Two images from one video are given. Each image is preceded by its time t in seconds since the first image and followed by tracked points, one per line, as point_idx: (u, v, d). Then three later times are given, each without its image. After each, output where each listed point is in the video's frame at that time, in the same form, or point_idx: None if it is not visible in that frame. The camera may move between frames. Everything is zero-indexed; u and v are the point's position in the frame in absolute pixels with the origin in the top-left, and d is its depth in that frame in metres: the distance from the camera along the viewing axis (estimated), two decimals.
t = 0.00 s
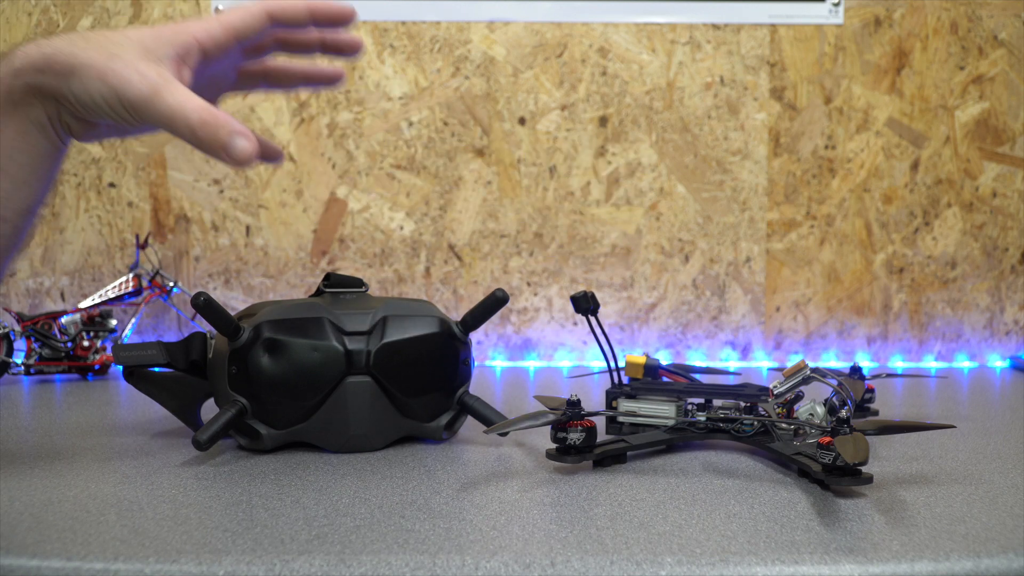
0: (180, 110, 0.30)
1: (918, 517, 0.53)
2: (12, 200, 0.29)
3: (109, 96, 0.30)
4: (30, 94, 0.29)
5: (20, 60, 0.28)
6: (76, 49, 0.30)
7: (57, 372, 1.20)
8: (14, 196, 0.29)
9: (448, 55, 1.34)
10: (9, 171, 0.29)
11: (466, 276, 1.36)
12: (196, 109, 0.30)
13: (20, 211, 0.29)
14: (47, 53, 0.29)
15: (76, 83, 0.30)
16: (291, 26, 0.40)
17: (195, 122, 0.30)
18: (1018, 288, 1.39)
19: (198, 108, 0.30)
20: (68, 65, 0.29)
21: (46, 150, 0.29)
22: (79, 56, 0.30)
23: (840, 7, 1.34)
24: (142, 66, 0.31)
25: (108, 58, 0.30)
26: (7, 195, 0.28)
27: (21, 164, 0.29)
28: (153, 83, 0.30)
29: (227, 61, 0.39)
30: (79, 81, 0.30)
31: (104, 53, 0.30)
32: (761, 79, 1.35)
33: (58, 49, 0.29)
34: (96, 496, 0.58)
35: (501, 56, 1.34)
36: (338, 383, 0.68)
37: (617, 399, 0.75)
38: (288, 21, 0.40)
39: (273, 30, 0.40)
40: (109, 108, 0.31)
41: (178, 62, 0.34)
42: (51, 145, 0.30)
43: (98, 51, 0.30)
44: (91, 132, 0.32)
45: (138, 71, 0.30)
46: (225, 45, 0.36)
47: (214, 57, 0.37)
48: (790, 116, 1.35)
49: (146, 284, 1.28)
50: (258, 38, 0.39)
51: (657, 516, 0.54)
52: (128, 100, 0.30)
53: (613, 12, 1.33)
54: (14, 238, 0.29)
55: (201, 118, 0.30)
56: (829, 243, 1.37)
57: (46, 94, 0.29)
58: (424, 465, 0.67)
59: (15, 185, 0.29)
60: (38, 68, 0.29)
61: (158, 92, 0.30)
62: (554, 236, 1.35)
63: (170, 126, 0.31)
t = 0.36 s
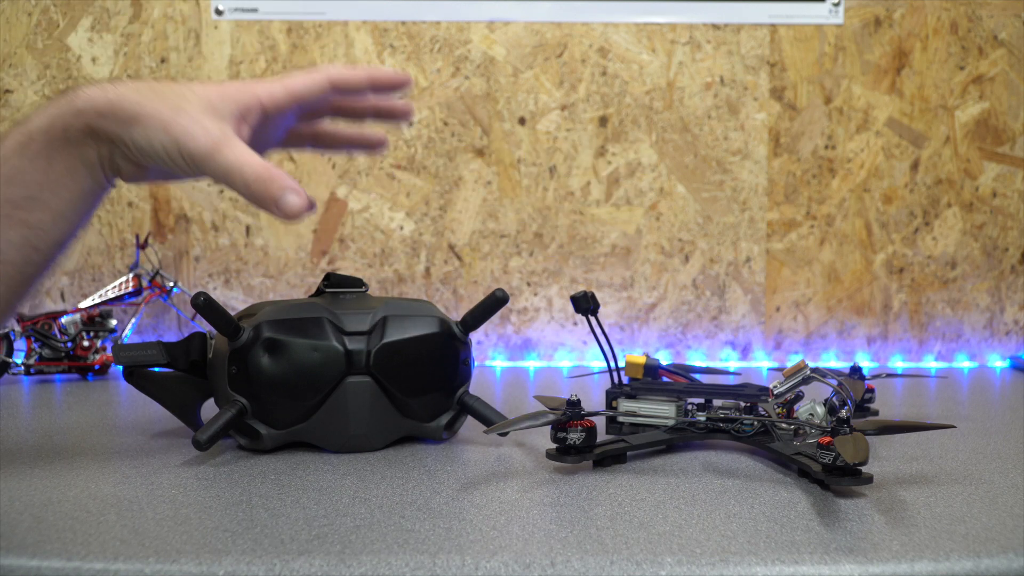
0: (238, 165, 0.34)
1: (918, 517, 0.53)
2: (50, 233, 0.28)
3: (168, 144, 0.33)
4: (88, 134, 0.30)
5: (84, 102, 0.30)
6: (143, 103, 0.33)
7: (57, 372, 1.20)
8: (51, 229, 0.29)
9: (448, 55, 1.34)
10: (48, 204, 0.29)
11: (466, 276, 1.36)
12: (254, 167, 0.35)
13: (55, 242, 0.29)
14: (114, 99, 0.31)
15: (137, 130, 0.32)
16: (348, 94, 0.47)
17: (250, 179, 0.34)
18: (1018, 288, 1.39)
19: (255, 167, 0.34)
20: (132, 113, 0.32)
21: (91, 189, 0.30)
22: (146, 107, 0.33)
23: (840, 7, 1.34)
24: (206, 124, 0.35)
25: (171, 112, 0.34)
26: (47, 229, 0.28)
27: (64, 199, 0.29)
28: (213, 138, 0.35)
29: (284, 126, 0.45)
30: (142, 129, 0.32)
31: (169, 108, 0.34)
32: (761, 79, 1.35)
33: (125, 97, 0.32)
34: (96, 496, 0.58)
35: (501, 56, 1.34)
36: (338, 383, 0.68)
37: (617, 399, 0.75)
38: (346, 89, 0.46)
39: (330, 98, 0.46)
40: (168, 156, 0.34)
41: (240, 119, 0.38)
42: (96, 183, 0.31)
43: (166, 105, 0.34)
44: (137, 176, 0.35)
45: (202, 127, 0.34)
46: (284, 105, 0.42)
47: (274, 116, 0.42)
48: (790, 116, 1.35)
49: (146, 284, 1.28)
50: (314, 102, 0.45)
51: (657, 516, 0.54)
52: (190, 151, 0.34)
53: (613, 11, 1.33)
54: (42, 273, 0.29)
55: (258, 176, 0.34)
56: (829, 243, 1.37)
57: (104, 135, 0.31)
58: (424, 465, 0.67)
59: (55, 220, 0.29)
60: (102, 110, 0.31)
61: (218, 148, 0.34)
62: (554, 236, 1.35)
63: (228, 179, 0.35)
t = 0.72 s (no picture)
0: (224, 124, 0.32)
1: (918, 517, 0.53)
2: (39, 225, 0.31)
3: (156, 117, 0.33)
4: (69, 121, 0.32)
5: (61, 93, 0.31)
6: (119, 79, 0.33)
7: (57, 372, 1.20)
8: (38, 220, 0.31)
9: (448, 55, 1.34)
10: (38, 196, 0.31)
11: (466, 276, 1.36)
12: (241, 118, 0.32)
13: (42, 232, 0.31)
14: (91, 82, 0.32)
15: (121, 108, 0.33)
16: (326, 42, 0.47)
17: (241, 129, 0.32)
18: (1018, 288, 1.39)
19: (241, 116, 0.32)
20: (113, 92, 0.32)
21: (80, 177, 0.32)
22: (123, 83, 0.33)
23: (840, 7, 1.34)
24: (187, 85, 0.33)
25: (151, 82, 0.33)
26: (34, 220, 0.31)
27: (53, 189, 0.31)
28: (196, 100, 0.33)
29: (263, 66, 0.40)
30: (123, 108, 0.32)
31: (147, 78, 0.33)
32: (761, 79, 1.35)
33: (101, 78, 0.32)
34: (96, 496, 0.58)
35: (501, 56, 1.34)
36: (338, 383, 0.68)
37: (617, 399, 0.75)
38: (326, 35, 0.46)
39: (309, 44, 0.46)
40: (160, 130, 0.33)
41: (221, 75, 0.36)
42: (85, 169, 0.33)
43: (139, 75, 0.33)
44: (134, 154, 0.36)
45: (185, 90, 0.33)
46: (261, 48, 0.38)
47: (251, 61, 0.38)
48: (790, 116, 1.35)
49: (146, 284, 1.28)
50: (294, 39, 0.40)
51: (657, 516, 0.54)
52: (176, 119, 0.33)
53: (613, 11, 1.33)
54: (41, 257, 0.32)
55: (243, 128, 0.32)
56: (829, 243, 1.37)
57: (88, 120, 0.32)
58: (424, 465, 0.67)
59: (43, 211, 0.31)
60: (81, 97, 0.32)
61: (203, 108, 0.33)
62: (554, 237, 1.35)
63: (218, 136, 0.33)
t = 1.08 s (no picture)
0: (242, 144, 0.34)
1: (918, 517, 0.53)
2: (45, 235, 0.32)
3: (167, 133, 0.33)
4: (79, 132, 0.32)
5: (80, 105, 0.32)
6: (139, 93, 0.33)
7: (57, 372, 1.20)
8: (48, 230, 0.32)
9: (448, 55, 1.34)
10: (43, 205, 0.32)
11: (466, 276, 1.36)
12: (260, 143, 0.33)
13: (51, 243, 0.32)
14: (104, 95, 0.33)
15: (133, 123, 0.33)
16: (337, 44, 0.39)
17: (260, 153, 0.33)
18: (1018, 288, 1.39)
19: (261, 142, 0.33)
20: (126, 106, 0.33)
21: (89, 188, 0.33)
22: (142, 97, 0.33)
23: (840, 7, 1.34)
24: (202, 104, 0.34)
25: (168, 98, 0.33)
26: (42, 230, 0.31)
27: (61, 201, 0.32)
28: (214, 117, 0.34)
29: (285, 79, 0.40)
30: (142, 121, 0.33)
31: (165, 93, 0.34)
32: (761, 79, 1.35)
33: (116, 91, 0.33)
34: (96, 496, 0.58)
35: (501, 56, 1.34)
36: (338, 383, 0.68)
37: (617, 399, 0.75)
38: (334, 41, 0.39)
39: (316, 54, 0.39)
40: (169, 144, 0.34)
41: (234, 96, 0.36)
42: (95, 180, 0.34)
43: (158, 92, 0.34)
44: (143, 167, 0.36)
45: (200, 107, 0.34)
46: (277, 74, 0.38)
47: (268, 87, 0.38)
48: (790, 116, 1.35)
49: (146, 284, 1.28)
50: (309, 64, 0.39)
51: (657, 516, 0.54)
52: (191, 136, 0.34)
53: (613, 11, 1.33)
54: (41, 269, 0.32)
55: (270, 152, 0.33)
56: (829, 243, 1.37)
57: (99, 133, 0.33)
58: (424, 464, 0.67)
59: (52, 221, 0.32)
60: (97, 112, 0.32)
61: (221, 126, 0.34)
62: (554, 236, 1.35)
63: (235, 157, 0.34)
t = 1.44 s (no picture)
0: (282, 205, 0.34)
1: (918, 517, 0.53)
2: (78, 271, 0.29)
3: (210, 185, 0.33)
4: (124, 173, 0.31)
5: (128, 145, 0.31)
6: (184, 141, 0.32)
7: (57, 372, 1.20)
8: (79, 267, 0.29)
9: (448, 55, 1.34)
10: (79, 238, 0.29)
11: (466, 276, 1.36)
12: (300, 209, 0.33)
13: (79, 281, 0.30)
14: (151, 139, 0.32)
15: (178, 171, 0.32)
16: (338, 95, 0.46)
17: (299, 220, 0.33)
18: (1018, 288, 1.39)
19: (302, 208, 0.33)
20: (172, 153, 0.32)
21: (125, 229, 0.31)
22: (190, 147, 0.32)
23: (840, 7, 1.34)
24: (244, 158, 0.34)
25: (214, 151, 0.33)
26: (75, 266, 0.29)
27: (94, 240, 0.30)
28: (254, 173, 0.33)
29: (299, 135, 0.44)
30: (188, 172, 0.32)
31: (208, 145, 0.33)
32: (761, 79, 1.35)
33: (164, 137, 0.32)
34: (96, 497, 0.58)
35: (501, 56, 1.34)
36: (338, 383, 0.68)
37: (617, 399, 0.75)
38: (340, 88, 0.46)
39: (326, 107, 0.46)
40: (209, 196, 0.33)
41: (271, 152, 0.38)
42: (132, 217, 0.31)
43: (202, 142, 0.33)
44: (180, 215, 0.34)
45: (242, 159, 0.34)
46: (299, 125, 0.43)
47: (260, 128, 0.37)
48: (790, 116, 1.35)
49: (146, 284, 1.28)
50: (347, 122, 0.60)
51: (657, 516, 0.54)
52: (232, 190, 0.33)
53: (612, 11, 1.33)
54: (63, 304, 0.29)
55: (306, 221, 0.33)
56: (829, 243, 1.37)
57: (143, 176, 0.31)
58: (424, 465, 0.67)
59: (84, 258, 0.29)
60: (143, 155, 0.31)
61: (262, 185, 0.33)
62: (554, 237, 1.35)
63: (272, 219, 0.34)
